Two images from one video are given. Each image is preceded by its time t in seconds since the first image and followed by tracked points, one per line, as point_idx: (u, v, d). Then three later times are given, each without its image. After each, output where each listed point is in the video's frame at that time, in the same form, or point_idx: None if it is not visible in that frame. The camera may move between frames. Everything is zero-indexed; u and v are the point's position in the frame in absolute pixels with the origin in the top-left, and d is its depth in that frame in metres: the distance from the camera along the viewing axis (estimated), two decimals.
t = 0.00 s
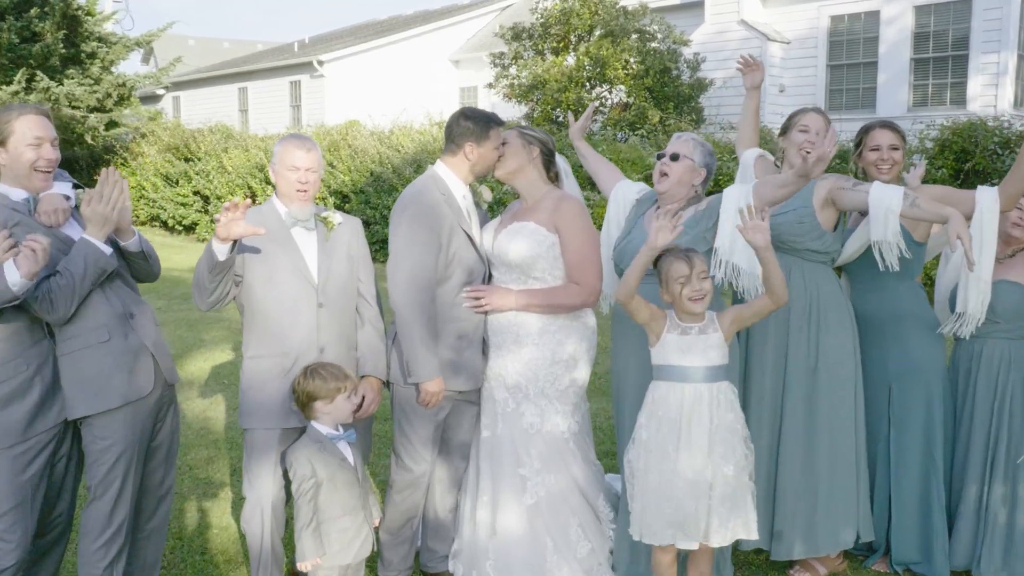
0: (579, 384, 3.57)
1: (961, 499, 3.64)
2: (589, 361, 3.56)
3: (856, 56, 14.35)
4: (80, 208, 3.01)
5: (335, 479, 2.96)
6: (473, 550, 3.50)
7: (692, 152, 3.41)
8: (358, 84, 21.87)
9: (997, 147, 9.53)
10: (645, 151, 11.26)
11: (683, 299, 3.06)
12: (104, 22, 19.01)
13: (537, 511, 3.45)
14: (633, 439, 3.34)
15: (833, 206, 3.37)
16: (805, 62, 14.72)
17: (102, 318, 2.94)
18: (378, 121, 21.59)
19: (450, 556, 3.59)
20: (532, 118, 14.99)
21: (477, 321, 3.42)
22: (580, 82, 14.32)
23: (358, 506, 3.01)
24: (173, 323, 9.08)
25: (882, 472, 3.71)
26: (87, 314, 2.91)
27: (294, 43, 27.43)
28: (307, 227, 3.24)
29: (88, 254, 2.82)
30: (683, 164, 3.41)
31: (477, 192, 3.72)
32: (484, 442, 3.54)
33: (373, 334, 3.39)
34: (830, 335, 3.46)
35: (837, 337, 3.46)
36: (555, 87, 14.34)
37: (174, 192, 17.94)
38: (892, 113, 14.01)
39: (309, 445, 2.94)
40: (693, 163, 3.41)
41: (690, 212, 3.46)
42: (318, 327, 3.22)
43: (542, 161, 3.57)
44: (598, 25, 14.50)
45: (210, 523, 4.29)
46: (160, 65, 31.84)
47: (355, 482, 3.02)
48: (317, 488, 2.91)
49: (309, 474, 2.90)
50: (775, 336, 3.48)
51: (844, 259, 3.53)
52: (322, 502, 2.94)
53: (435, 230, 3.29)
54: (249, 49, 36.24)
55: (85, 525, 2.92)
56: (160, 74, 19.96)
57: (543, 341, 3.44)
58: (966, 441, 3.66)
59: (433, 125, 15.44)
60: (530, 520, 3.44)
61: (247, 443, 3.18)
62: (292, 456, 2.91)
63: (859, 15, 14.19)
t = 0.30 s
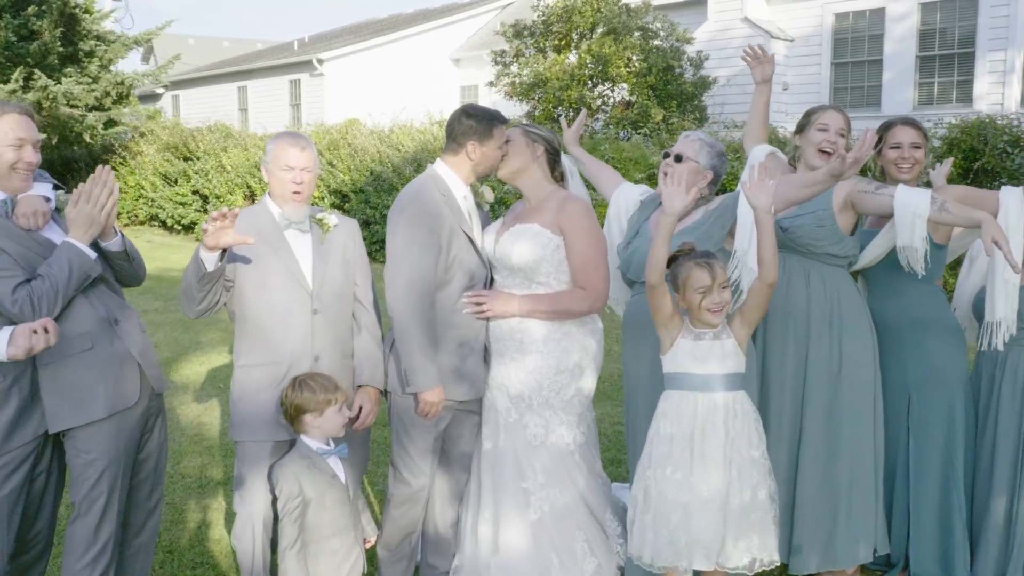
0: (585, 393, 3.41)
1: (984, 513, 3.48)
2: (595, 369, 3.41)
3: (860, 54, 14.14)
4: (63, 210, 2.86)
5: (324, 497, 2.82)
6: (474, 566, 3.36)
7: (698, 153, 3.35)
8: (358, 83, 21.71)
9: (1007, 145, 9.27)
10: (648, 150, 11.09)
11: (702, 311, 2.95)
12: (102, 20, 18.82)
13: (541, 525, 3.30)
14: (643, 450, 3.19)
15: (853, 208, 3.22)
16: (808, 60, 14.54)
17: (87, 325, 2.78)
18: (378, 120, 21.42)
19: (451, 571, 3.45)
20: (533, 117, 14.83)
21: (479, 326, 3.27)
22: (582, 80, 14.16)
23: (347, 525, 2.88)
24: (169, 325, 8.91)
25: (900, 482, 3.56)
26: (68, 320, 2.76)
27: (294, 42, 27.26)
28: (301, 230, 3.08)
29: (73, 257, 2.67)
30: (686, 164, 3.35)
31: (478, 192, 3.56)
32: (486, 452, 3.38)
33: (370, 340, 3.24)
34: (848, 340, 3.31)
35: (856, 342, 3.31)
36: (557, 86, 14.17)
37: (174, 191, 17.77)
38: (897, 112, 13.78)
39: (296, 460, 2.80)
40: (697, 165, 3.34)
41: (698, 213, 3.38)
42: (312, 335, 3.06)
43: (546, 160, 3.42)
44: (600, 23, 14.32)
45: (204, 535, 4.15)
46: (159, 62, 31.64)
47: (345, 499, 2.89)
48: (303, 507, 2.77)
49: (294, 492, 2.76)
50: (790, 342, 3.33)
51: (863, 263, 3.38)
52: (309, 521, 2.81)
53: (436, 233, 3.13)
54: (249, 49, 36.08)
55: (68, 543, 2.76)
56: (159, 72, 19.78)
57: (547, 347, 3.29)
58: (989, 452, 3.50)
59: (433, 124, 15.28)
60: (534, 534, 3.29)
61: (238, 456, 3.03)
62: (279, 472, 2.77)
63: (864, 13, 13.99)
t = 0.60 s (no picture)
0: (592, 406, 3.24)
1: (1015, 531, 3.29)
2: (602, 382, 3.23)
3: (864, 52, 13.91)
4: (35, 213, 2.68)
5: (310, 521, 2.68)
6: None
7: (700, 150, 3.30)
8: (355, 82, 21.54)
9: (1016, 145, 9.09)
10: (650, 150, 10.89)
11: (734, 325, 2.80)
12: (97, 18, 18.61)
13: (545, 546, 3.12)
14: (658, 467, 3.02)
15: (875, 210, 3.12)
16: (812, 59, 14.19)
17: (58, 337, 2.60)
18: (376, 119, 21.22)
19: None
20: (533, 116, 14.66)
21: (479, 336, 3.09)
22: (582, 79, 13.99)
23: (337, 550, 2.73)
24: (161, 328, 8.70)
25: (923, 501, 3.37)
26: (41, 331, 2.58)
27: (291, 41, 27.04)
28: (291, 233, 2.91)
29: (44, 263, 2.49)
30: (691, 163, 3.30)
31: (478, 194, 3.39)
32: (488, 469, 3.20)
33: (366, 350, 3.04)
34: (870, 350, 3.13)
35: (878, 352, 3.14)
36: (557, 84, 13.98)
37: (169, 190, 17.55)
38: (901, 112, 13.59)
39: (281, 483, 2.66)
40: (701, 162, 3.29)
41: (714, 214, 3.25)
42: (303, 345, 2.88)
43: (550, 161, 3.24)
44: (601, 21, 14.14)
45: (191, 551, 3.97)
46: (156, 59, 31.40)
47: (333, 524, 2.74)
48: (288, 532, 2.63)
49: (278, 517, 2.61)
50: (809, 352, 3.17)
51: (883, 267, 3.21)
52: (295, 547, 2.66)
53: (433, 237, 2.96)
54: (247, 47, 35.82)
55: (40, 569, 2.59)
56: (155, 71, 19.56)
57: (551, 358, 3.11)
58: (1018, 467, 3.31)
59: (432, 123, 15.09)
60: (537, 555, 3.12)
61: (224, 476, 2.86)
62: (261, 496, 2.63)
63: (867, 11, 13.78)
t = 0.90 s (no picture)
0: (602, 421, 3.06)
1: None
2: (612, 396, 3.05)
3: (869, 51, 13.69)
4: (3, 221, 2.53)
5: (298, 551, 2.51)
6: None
7: (710, 151, 3.11)
8: (355, 82, 21.37)
9: None
10: (653, 150, 10.69)
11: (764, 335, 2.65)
12: (94, 17, 18.37)
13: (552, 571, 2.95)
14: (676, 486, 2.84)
15: (899, 213, 2.92)
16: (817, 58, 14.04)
17: (30, 352, 2.43)
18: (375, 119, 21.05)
19: None
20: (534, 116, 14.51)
21: (482, 348, 2.91)
22: (584, 78, 13.82)
23: None
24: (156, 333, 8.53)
25: (951, 522, 3.18)
26: (12, 347, 2.41)
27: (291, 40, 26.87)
28: (282, 238, 2.74)
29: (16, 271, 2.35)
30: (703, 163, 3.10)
31: (479, 196, 3.21)
32: (491, 489, 3.01)
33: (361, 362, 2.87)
34: (897, 363, 2.95)
35: (906, 364, 2.96)
36: (558, 83, 13.83)
37: (168, 191, 17.39)
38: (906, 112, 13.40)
39: (268, 510, 2.50)
40: (712, 162, 3.11)
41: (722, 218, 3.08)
42: (293, 359, 2.70)
43: (556, 161, 3.07)
44: (603, 20, 13.97)
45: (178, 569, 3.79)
46: (153, 59, 31.18)
47: (324, 552, 2.57)
48: (275, 562, 2.47)
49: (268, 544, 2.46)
50: (834, 364, 3.00)
51: (909, 277, 3.03)
52: None
53: (433, 242, 2.78)
54: (246, 47, 35.65)
55: None
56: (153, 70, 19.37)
57: (558, 372, 2.94)
58: None
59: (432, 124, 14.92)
60: None
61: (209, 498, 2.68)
62: (247, 525, 2.47)
63: (872, 9, 13.53)
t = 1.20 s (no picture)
0: (612, 439, 2.88)
1: None
2: (623, 413, 2.88)
3: (874, 49, 13.47)
4: None
5: None
6: None
7: (720, 158, 2.94)
8: (354, 82, 21.20)
9: None
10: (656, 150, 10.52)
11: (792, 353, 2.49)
12: (90, 17, 18.19)
13: None
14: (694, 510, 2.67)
15: (933, 228, 2.78)
16: (821, 56, 13.89)
17: None
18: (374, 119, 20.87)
19: None
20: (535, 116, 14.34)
21: (484, 361, 2.73)
22: (586, 76, 13.65)
23: None
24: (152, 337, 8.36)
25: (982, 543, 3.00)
26: None
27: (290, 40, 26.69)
28: (269, 241, 2.56)
29: None
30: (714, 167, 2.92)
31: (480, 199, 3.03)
32: (496, 513, 2.83)
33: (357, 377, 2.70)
34: (926, 376, 2.77)
35: (936, 378, 2.78)
36: (559, 82, 13.66)
37: (166, 192, 17.23)
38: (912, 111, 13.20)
39: (250, 540, 2.33)
40: (721, 167, 2.93)
41: (731, 226, 2.91)
42: (282, 372, 2.53)
43: (559, 162, 2.90)
44: (604, 18, 13.80)
45: None
46: (152, 59, 31.03)
47: None
48: None
49: None
50: (860, 378, 2.83)
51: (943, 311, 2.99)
52: None
53: (430, 248, 2.61)
54: (246, 47, 35.49)
55: None
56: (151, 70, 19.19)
57: (565, 387, 2.77)
58: None
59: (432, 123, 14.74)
60: None
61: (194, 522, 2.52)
62: (228, 555, 2.31)
63: (877, 7, 13.30)
